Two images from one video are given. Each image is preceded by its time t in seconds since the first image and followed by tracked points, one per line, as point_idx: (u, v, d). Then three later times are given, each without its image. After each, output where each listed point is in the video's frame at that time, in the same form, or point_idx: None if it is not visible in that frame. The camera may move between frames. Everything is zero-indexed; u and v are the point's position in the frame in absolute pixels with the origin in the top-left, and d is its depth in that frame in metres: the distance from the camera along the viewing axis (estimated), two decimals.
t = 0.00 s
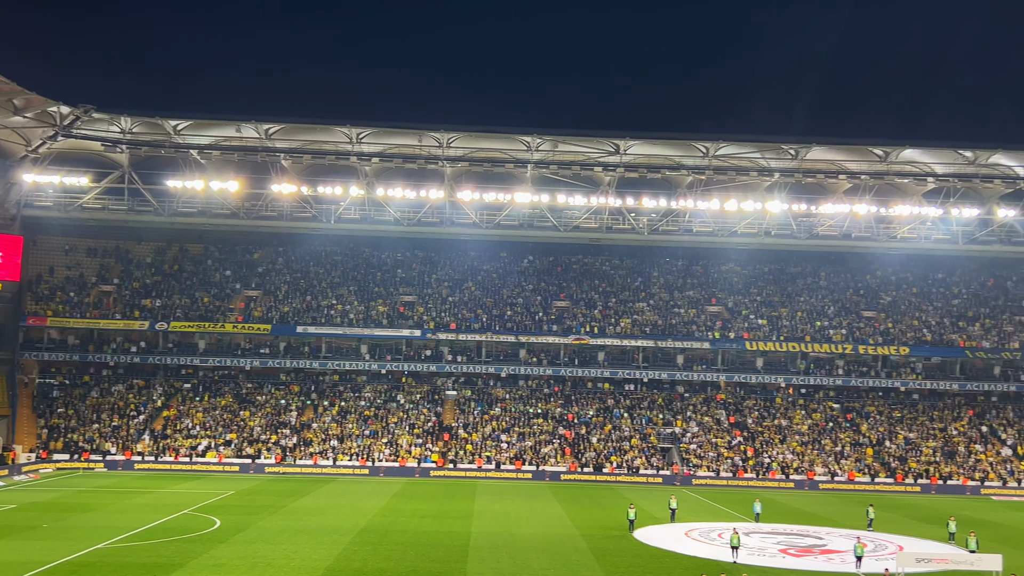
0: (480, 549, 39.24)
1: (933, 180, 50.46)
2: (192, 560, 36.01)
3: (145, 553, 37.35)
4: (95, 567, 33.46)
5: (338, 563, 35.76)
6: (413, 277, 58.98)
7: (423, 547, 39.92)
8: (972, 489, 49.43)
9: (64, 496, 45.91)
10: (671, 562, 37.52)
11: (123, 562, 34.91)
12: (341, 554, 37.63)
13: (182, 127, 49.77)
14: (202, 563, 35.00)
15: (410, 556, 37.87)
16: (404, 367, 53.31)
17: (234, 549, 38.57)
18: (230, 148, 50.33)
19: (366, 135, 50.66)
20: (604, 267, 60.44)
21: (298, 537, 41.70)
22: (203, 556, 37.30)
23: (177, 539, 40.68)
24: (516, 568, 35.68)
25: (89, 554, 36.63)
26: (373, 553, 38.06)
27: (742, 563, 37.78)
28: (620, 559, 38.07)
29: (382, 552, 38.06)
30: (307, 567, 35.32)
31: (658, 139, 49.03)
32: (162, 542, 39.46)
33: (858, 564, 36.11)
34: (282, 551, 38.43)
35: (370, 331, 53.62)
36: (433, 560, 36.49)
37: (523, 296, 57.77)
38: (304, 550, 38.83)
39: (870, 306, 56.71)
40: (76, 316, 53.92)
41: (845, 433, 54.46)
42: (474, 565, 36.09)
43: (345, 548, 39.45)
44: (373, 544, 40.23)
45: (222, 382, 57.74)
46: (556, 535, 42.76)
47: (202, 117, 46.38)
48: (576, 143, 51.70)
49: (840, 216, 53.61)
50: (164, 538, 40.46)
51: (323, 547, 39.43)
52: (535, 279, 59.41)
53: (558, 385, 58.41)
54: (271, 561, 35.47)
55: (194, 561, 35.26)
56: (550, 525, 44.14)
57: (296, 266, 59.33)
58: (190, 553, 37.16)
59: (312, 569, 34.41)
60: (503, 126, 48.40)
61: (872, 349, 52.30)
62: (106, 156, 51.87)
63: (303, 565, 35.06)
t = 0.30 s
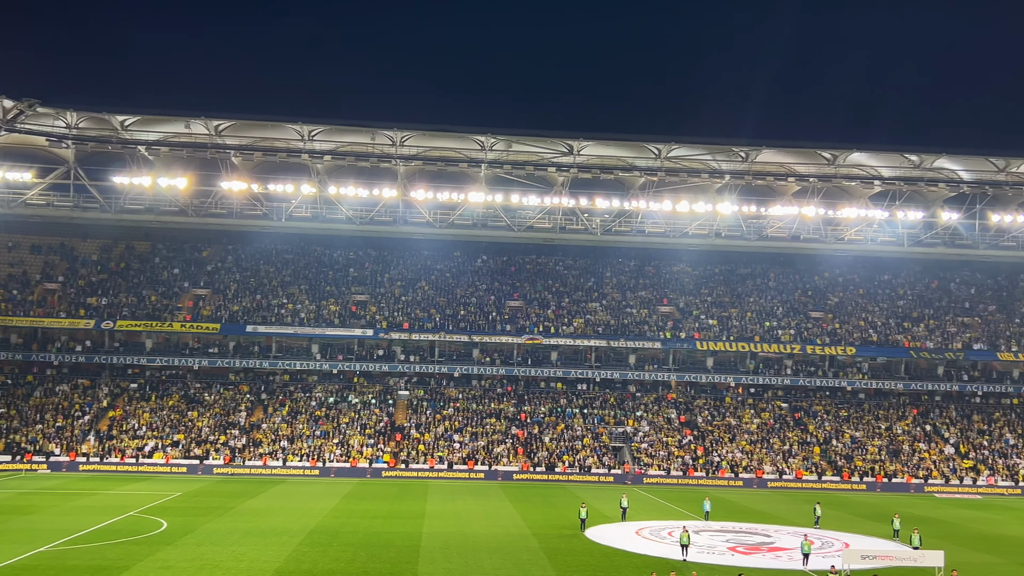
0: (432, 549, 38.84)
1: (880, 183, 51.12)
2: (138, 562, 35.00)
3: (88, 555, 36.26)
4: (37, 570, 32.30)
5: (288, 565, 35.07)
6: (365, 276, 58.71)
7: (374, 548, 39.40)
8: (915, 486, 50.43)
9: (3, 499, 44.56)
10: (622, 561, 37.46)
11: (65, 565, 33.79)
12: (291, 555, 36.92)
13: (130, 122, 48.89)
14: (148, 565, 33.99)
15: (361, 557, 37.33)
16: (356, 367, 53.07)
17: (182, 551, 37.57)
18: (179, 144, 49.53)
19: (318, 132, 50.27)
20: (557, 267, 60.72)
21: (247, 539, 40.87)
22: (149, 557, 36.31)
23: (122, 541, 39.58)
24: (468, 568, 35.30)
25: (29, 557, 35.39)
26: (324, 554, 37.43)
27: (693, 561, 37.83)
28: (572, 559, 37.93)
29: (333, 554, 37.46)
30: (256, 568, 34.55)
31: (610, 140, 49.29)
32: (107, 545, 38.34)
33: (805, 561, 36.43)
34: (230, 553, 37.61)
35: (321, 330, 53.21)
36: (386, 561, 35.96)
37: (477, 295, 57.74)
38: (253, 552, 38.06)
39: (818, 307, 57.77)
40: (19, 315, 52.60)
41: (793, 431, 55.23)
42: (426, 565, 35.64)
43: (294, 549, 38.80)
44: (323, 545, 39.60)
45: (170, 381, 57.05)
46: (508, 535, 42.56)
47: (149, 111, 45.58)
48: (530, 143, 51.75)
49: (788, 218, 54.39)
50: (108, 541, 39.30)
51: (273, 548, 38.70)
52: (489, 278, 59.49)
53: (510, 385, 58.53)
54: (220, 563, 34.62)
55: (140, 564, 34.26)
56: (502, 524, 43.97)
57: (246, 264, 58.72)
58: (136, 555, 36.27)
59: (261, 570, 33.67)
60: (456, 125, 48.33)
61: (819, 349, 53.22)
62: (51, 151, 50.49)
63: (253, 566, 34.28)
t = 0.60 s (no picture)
0: (382, 550, 38.04)
1: (824, 186, 51.81)
2: (78, 566, 33.40)
3: (25, 559, 34.60)
4: None
5: (236, 567, 33.85)
6: (313, 276, 58.41)
7: (324, 549, 38.43)
8: (858, 484, 51.41)
9: None
10: (574, 560, 37.13)
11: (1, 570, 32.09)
12: (240, 557, 35.70)
13: (72, 118, 47.89)
14: (90, 569, 32.44)
15: (310, 558, 36.33)
16: (304, 367, 52.70)
17: (126, 554, 36.00)
18: (124, 140, 48.75)
19: (266, 129, 49.70)
20: (508, 267, 61.01)
21: (194, 541, 39.50)
22: (90, 561, 34.76)
23: (63, 545, 37.79)
24: (419, 569, 34.54)
25: None
26: (272, 556, 36.31)
27: (644, 560, 37.62)
28: (525, 558, 37.43)
29: (282, 555, 36.39)
30: (203, 571, 33.27)
31: (561, 141, 49.45)
32: (47, 549, 36.54)
33: (750, 558, 36.58)
34: (176, 555, 36.22)
35: (269, 330, 52.68)
36: (337, 562, 34.98)
37: (428, 295, 57.66)
38: (199, 554, 36.69)
39: (764, 308, 58.90)
40: None
41: (739, 430, 55.98)
42: (378, 566, 34.74)
43: (242, 550, 37.63)
44: (272, 547, 38.47)
45: (113, 382, 56.06)
46: (458, 535, 42.06)
47: (92, 106, 44.70)
48: (481, 142, 51.51)
49: (735, 219, 55.42)
50: (47, 545, 37.54)
51: (220, 550, 37.47)
52: (439, 278, 59.54)
53: (460, 385, 58.66)
54: (165, 566, 33.20)
55: (80, 568, 32.68)
56: (451, 525, 43.57)
57: (191, 263, 57.96)
58: (77, 558, 34.97)
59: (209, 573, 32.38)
60: (407, 123, 48.14)
61: (765, 349, 54.22)
62: None
63: (199, 569, 32.99)
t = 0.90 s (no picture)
0: (329, 552, 37.44)
1: (769, 189, 52.50)
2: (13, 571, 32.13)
3: None
4: None
5: (179, 571, 32.91)
6: (259, 276, 57.85)
7: (269, 553, 37.66)
8: (801, 483, 52.22)
9: None
10: (520, 560, 37.08)
11: None
12: (182, 561, 34.76)
13: (10, 113, 46.70)
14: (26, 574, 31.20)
15: (255, 561, 35.54)
16: (249, 369, 52.12)
17: (64, 559, 34.77)
18: (64, 136, 47.76)
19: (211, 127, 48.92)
20: (457, 268, 60.99)
21: (136, 545, 38.42)
22: (26, 566, 33.49)
23: None
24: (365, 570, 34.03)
25: None
26: (217, 560, 35.44)
27: (590, 560, 37.62)
28: (471, 559, 37.17)
29: (226, 559, 35.56)
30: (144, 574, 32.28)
31: (511, 141, 49.44)
32: None
33: (695, 557, 36.79)
34: (116, 560, 35.09)
35: (214, 331, 51.89)
36: (282, 566, 34.26)
37: (376, 295, 57.40)
38: (141, 558, 35.58)
39: (710, 309, 59.74)
40: None
41: (686, 430, 56.55)
42: (324, 569, 34.12)
43: (185, 554, 36.69)
44: (216, 550, 37.60)
45: (52, 383, 54.83)
46: (405, 537, 41.67)
47: (30, 100, 43.65)
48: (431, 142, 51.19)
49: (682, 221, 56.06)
50: None
51: (163, 554, 36.44)
52: (388, 278, 59.38)
53: (409, 386, 58.43)
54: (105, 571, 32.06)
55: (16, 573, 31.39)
56: (397, 526, 43.22)
57: (134, 262, 56.97)
58: (13, 564, 33.70)
59: None
60: (355, 123, 47.84)
61: (710, 349, 54.99)
62: None
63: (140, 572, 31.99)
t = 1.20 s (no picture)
0: (274, 555, 36.90)
1: (714, 192, 53.33)
2: None
3: None
4: None
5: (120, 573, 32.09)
6: (202, 276, 57.18)
7: (212, 556, 36.96)
8: (744, 482, 53.04)
9: None
10: (465, 561, 37.07)
11: None
12: (123, 565, 33.90)
13: None
14: None
15: (198, 565, 34.82)
16: (192, 370, 51.53)
17: None
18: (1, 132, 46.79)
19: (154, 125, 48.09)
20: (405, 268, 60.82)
21: (74, 550, 37.38)
22: None
23: None
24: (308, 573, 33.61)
25: None
26: (159, 563, 34.66)
27: (535, 560, 37.69)
28: (416, 560, 36.97)
29: (168, 562, 34.79)
30: None
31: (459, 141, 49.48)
32: None
33: (639, 557, 37.01)
34: (53, 564, 34.04)
35: (157, 331, 50.98)
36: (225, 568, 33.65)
37: (322, 296, 57.12)
38: (80, 562, 34.57)
39: (656, 310, 60.54)
40: None
41: (632, 431, 57.09)
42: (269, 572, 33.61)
43: (126, 557, 35.84)
44: (158, 554, 36.79)
45: None
46: (351, 539, 41.32)
47: None
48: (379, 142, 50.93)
49: (629, 224, 56.92)
50: None
51: (103, 558, 35.50)
52: (335, 278, 59.22)
53: (356, 388, 58.09)
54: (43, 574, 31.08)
55: None
56: (342, 528, 42.85)
57: (73, 261, 55.83)
58: None
59: None
60: (302, 121, 47.54)
61: (656, 350, 55.78)
62: None
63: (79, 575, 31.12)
